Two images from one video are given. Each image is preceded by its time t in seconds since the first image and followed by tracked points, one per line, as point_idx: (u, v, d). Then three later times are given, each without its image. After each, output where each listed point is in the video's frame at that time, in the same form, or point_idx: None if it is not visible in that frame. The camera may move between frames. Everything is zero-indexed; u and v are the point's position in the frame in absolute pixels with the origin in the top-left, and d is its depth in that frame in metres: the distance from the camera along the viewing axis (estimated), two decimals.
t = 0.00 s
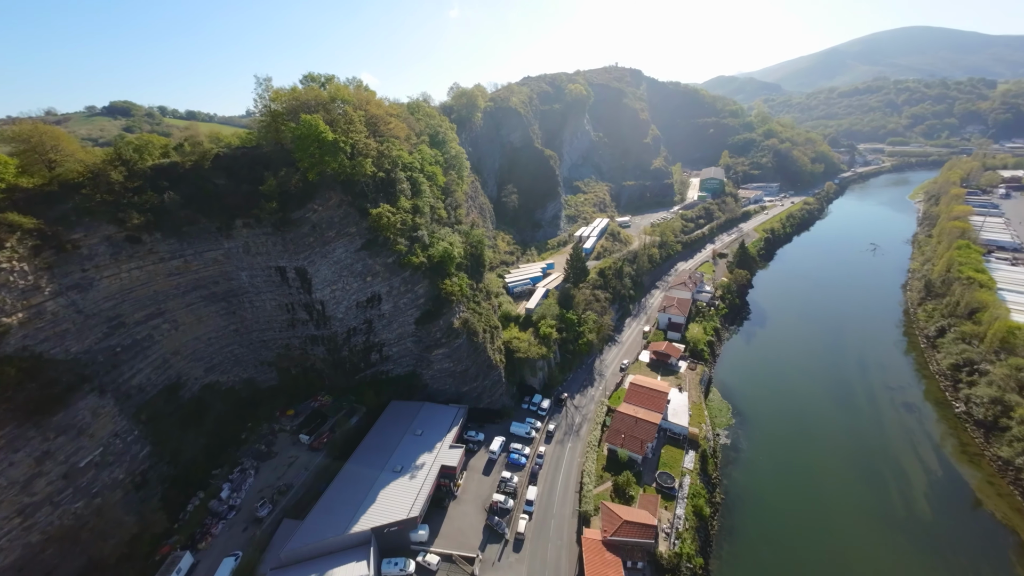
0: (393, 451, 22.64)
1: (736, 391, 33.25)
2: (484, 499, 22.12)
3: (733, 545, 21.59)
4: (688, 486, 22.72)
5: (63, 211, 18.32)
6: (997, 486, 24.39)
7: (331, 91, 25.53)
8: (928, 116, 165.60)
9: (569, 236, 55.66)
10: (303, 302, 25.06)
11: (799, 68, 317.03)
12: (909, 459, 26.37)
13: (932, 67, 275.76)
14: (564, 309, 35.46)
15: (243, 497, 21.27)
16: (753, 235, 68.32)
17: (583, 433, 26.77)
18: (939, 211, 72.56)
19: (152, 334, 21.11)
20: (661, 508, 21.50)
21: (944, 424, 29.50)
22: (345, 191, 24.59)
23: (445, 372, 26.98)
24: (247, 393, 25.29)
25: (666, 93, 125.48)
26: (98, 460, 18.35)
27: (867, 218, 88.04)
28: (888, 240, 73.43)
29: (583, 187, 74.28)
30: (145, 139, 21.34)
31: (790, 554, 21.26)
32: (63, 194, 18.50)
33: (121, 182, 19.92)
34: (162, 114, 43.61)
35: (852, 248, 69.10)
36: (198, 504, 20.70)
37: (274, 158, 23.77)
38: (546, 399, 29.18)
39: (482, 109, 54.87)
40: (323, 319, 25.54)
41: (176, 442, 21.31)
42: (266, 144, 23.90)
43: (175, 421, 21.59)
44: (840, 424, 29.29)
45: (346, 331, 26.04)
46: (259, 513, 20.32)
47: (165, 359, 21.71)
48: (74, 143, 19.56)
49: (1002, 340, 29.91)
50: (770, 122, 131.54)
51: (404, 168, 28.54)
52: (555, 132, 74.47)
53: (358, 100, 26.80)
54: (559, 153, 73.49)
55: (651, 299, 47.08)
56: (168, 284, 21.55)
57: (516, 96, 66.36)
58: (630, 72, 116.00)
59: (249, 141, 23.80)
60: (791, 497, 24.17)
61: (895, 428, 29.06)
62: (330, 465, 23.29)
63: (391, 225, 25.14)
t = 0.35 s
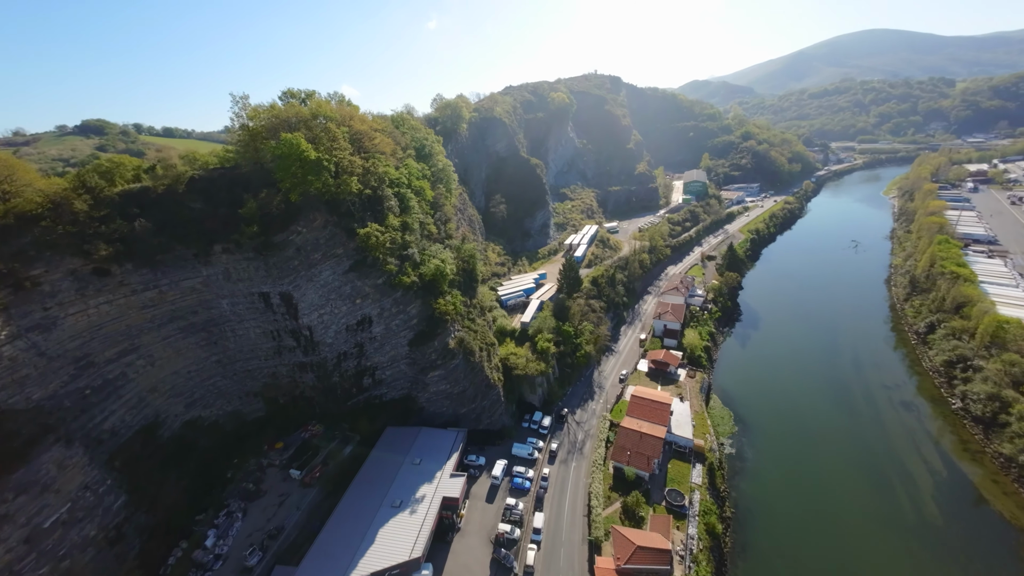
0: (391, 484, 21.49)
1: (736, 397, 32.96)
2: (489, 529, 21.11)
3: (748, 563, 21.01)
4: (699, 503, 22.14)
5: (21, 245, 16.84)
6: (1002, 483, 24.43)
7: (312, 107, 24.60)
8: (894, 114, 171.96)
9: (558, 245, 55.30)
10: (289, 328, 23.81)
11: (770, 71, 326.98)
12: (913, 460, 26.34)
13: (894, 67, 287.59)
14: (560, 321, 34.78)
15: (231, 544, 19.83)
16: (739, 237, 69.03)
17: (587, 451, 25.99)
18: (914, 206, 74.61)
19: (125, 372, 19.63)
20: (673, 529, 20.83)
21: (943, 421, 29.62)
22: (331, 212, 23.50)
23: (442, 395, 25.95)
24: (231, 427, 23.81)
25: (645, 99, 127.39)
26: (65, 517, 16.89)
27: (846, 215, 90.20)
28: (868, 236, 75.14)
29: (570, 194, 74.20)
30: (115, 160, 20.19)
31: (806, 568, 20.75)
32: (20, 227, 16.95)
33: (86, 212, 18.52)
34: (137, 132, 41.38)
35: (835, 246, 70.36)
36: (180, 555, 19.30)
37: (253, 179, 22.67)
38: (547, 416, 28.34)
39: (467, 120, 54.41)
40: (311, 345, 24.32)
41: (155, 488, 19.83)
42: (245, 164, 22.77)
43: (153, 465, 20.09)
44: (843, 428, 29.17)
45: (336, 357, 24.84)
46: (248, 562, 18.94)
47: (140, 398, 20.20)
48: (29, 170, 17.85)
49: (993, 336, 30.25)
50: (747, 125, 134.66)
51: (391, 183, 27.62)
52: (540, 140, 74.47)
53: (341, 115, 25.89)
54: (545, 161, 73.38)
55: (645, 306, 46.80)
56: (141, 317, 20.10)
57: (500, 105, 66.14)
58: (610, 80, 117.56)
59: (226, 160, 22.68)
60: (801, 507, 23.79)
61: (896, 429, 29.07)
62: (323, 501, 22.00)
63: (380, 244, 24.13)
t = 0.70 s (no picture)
0: (389, 522, 20.28)
1: (737, 404, 32.58)
2: (496, 564, 20.04)
3: None
4: (710, 521, 21.50)
5: None
6: (1005, 480, 24.44)
7: (291, 125, 23.48)
8: (862, 114, 178.30)
9: (548, 254, 54.76)
10: (273, 358, 22.42)
11: (741, 75, 336.74)
12: (917, 462, 26.27)
13: (857, 69, 299.56)
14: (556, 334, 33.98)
15: None
16: (724, 238, 69.61)
17: (592, 471, 25.12)
18: (889, 202, 76.66)
19: (92, 419, 18.01)
20: (687, 551, 20.12)
21: (941, 419, 29.71)
22: (314, 235, 22.31)
23: (439, 420, 24.81)
24: (213, 468, 22.21)
25: (624, 105, 129.14)
26: None
27: (825, 213, 92.22)
28: (848, 232, 76.77)
29: (557, 202, 73.98)
30: (80, 185, 18.63)
31: None
32: None
33: (43, 247, 16.73)
34: (110, 151, 39.25)
35: (817, 244, 71.61)
36: None
37: (229, 203, 21.38)
38: (548, 435, 27.38)
39: (450, 132, 53.72)
40: (297, 375, 22.94)
41: (128, 544, 18.20)
42: (219, 187, 21.44)
43: (126, 517, 18.46)
44: (844, 431, 29.02)
45: (324, 386, 23.49)
46: None
47: (110, 445, 18.57)
48: None
49: (983, 331, 30.54)
50: (723, 127, 137.60)
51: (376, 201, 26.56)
52: (524, 149, 74.31)
53: (321, 133, 24.85)
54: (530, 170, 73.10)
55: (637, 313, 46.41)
56: (109, 356, 18.51)
57: (483, 116, 65.74)
58: (589, 87, 118.79)
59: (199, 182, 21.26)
60: (812, 517, 23.35)
61: (897, 429, 29.05)
62: (316, 544, 20.60)
63: (367, 266, 22.99)
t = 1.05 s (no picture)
0: (388, 566, 19.14)
1: (736, 409, 32.21)
2: None
3: None
4: (723, 541, 20.87)
5: None
6: (1006, 476, 24.48)
7: (265, 146, 22.29)
8: (827, 113, 185.10)
9: (536, 264, 54.13)
10: (253, 395, 20.87)
11: (711, 79, 346.64)
12: (919, 462, 26.20)
13: (819, 71, 311.99)
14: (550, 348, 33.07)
15: None
16: (708, 239, 70.19)
17: (596, 491, 24.22)
18: (862, 198, 78.82)
19: (50, 477, 16.19)
20: None
21: (936, 415, 29.88)
22: (293, 260, 21.02)
23: (434, 448, 23.60)
24: (191, 517, 20.41)
25: (602, 112, 130.90)
26: None
27: (801, 210, 94.49)
28: (825, 229, 78.60)
29: (541, 210, 73.60)
30: (38, 214, 17.32)
31: None
32: None
33: None
34: (77, 173, 36.37)
35: (797, 241, 72.87)
36: None
37: (201, 231, 20.06)
38: (549, 456, 26.37)
39: (432, 144, 52.85)
40: (280, 411, 21.42)
41: None
42: (188, 214, 20.01)
43: None
44: (845, 433, 28.91)
45: (311, 420, 22.02)
46: None
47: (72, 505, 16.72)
48: None
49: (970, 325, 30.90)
50: (699, 131, 140.63)
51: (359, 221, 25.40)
52: (506, 159, 73.98)
53: (298, 153, 23.77)
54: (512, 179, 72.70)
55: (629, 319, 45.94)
56: (68, 406, 16.73)
57: (463, 127, 65.16)
58: (567, 95, 119.86)
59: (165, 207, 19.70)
60: (822, 526, 22.97)
61: (895, 429, 29.05)
62: None
63: (352, 291, 21.77)
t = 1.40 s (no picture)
0: None
1: (734, 414, 31.88)
2: None
3: None
4: (737, 558, 20.23)
5: None
6: (1004, 467, 24.61)
7: (234, 169, 20.91)
8: (793, 112, 191.77)
9: (524, 274, 53.29)
10: (231, 437, 19.19)
11: (680, 82, 355.83)
12: (919, 459, 26.23)
13: (782, 72, 324.14)
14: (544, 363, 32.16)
15: None
16: (690, 240, 70.76)
17: (602, 513, 23.32)
18: (834, 194, 81.09)
19: None
20: None
21: (929, 407, 30.10)
22: (269, 290, 19.60)
23: (431, 479, 22.30)
24: None
25: (578, 118, 132.11)
26: None
27: (777, 207, 96.72)
28: (801, 224, 80.48)
29: (524, 218, 72.98)
30: None
31: None
32: None
33: None
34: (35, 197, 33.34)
35: (776, 238, 74.21)
36: None
37: (165, 264, 18.44)
38: (551, 478, 25.33)
39: (411, 157, 51.68)
40: (262, 452, 19.80)
41: None
42: (150, 246, 18.41)
43: None
44: (843, 433, 28.85)
45: (295, 459, 20.45)
46: None
47: None
48: None
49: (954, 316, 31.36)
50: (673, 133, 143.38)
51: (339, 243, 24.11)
52: (486, 168, 73.30)
53: (270, 175, 22.50)
54: (494, 188, 71.98)
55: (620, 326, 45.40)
56: (17, 469, 14.76)
57: (442, 138, 64.25)
58: (543, 103, 120.45)
59: (125, 239, 18.03)
60: (832, 532, 22.69)
61: (892, 426, 29.11)
62: None
63: (335, 320, 20.45)
